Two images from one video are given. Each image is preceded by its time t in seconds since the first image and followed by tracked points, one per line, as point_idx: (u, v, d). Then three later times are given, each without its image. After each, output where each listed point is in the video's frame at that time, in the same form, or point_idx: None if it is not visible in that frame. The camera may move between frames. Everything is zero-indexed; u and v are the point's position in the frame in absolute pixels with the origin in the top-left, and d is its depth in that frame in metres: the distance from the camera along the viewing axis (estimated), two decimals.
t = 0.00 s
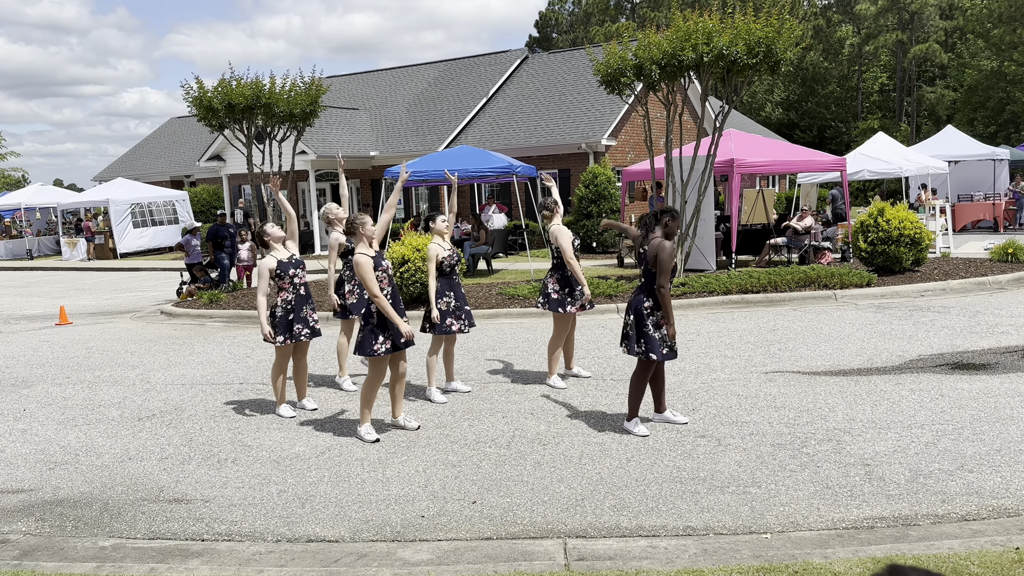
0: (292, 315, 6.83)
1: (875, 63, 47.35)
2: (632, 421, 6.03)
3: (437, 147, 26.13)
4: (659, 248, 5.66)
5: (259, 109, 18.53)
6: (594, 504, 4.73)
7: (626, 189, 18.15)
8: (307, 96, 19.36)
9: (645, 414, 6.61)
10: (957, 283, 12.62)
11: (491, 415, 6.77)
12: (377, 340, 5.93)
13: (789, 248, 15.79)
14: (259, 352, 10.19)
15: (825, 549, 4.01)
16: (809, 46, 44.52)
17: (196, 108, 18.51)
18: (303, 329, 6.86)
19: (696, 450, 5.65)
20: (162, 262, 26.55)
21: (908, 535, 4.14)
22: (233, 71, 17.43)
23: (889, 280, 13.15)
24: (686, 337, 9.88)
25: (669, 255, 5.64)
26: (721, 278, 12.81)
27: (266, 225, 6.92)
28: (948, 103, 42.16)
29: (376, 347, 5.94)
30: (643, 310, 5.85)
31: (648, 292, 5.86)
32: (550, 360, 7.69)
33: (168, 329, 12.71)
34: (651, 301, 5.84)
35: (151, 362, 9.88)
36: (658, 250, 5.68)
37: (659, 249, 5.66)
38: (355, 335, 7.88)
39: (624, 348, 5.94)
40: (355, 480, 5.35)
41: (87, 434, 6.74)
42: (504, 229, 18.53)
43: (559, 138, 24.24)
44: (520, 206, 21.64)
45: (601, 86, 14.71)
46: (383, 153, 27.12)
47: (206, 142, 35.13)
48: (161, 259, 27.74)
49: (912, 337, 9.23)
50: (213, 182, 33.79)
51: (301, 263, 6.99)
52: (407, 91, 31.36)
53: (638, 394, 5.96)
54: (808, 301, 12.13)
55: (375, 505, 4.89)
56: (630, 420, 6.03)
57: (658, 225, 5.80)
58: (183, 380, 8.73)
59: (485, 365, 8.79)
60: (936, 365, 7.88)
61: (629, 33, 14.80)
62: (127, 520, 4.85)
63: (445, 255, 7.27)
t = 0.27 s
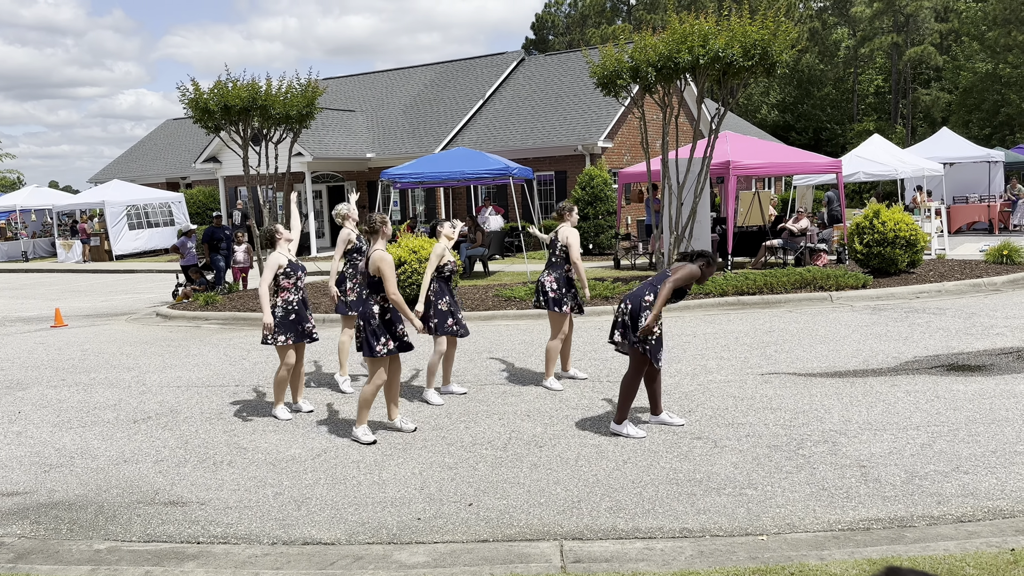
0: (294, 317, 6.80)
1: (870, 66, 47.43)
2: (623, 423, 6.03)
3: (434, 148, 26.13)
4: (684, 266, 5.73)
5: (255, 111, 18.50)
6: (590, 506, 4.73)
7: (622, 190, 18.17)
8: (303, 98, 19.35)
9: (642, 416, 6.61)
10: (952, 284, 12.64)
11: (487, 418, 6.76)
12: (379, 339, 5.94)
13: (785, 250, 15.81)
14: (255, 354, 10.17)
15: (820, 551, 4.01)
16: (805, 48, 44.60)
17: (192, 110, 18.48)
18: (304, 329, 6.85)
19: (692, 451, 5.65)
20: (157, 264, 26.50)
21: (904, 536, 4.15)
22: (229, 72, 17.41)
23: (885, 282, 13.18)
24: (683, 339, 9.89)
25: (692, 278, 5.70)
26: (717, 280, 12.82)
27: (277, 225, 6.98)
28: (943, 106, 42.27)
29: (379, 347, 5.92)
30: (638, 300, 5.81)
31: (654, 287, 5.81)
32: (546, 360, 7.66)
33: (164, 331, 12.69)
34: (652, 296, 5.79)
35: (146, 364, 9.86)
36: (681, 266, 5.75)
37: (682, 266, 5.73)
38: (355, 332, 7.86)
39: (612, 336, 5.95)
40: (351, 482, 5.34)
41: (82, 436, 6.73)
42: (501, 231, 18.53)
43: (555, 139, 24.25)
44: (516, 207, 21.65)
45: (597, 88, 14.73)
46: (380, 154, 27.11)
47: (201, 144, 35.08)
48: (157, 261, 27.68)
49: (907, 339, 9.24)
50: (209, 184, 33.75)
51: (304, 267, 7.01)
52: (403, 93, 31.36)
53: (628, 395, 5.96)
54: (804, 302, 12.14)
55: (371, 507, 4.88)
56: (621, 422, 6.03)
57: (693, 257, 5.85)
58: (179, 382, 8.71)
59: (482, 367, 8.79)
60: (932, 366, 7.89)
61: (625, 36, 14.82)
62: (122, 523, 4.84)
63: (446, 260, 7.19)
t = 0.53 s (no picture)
0: (270, 329, 6.79)
1: (865, 69, 47.55)
2: (619, 425, 6.01)
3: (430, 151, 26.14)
4: (689, 293, 5.58)
5: (251, 113, 18.49)
6: (586, 509, 4.74)
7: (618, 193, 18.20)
8: (298, 100, 19.33)
9: (638, 418, 6.61)
10: (947, 286, 12.68)
11: (483, 421, 6.76)
12: (352, 342, 6.04)
13: (780, 253, 15.82)
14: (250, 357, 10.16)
15: (816, 554, 4.01)
16: (800, 51, 44.73)
17: (187, 113, 18.45)
18: (275, 345, 6.78)
19: (688, 454, 5.66)
20: (153, 267, 26.46)
21: (899, 539, 4.16)
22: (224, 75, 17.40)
23: (880, 284, 13.21)
24: (678, 342, 9.90)
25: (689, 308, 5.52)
26: (712, 283, 12.84)
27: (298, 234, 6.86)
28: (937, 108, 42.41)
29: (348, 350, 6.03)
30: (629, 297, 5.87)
31: (650, 292, 5.77)
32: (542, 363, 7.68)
33: (159, 334, 12.66)
34: (644, 298, 5.78)
35: (141, 367, 9.84)
36: (686, 292, 5.61)
37: (685, 291, 5.61)
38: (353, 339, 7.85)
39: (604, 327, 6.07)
40: (347, 485, 5.34)
41: (77, 440, 6.71)
42: (496, 234, 18.54)
43: (551, 142, 24.27)
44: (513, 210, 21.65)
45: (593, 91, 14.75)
46: (376, 157, 27.10)
47: (197, 147, 35.06)
48: (152, 264, 27.63)
49: (902, 341, 9.27)
50: (205, 187, 33.71)
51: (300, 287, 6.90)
52: (399, 96, 31.37)
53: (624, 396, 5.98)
54: (800, 305, 12.17)
55: (366, 511, 4.87)
56: (615, 423, 6.01)
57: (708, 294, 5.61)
58: (174, 385, 8.69)
59: (477, 369, 8.79)
60: (926, 368, 7.91)
61: (620, 39, 14.84)
62: (117, 527, 4.82)
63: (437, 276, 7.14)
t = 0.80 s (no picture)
0: (247, 340, 6.80)
1: (862, 72, 47.63)
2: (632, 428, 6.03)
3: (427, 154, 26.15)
4: (666, 300, 5.52)
5: (248, 117, 18.49)
6: (583, 512, 4.74)
7: (616, 197, 18.21)
8: (295, 104, 19.32)
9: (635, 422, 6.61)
10: (943, 289, 12.70)
11: (480, 424, 6.77)
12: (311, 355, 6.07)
13: (777, 256, 15.84)
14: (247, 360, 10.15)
15: (813, 557, 4.02)
16: (797, 55, 44.83)
17: (184, 116, 18.46)
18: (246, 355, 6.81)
19: (685, 457, 5.66)
20: (150, 270, 26.44)
21: (896, 542, 4.16)
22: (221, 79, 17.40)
23: (876, 287, 13.23)
24: (676, 345, 9.91)
25: (659, 319, 5.44)
26: (709, 285, 12.84)
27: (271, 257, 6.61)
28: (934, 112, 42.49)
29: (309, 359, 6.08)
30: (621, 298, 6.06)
31: (637, 295, 5.82)
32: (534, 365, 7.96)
33: (156, 337, 12.65)
34: (630, 301, 5.85)
35: (138, 371, 9.83)
36: (666, 300, 5.55)
37: (666, 296, 5.56)
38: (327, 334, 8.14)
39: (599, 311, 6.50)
40: (344, 489, 5.33)
41: (73, 444, 6.70)
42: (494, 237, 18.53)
43: (548, 145, 24.30)
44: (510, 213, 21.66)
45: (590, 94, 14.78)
46: (373, 160, 27.10)
47: (194, 150, 35.04)
48: (149, 268, 27.60)
49: (899, 344, 9.27)
50: (202, 190, 33.68)
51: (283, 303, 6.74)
52: (396, 99, 31.38)
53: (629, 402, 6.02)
54: (797, 308, 12.18)
55: (363, 515, 4.86)
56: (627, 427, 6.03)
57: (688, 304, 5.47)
58: (170, 389, 8.67)
59: (475, 373, 8.79)
60: (923, 371, 7.91)
61: (617, 42, 14.87)
62: (113, 531, 4.81)
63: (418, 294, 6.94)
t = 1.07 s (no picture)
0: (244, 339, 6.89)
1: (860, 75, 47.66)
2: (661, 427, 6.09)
3: (426, 157, 26.15)
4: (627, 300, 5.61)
5: (247, 120, 18.50)
6: (583, 516, 4.73)
7: (615, 199, 18.22)
8: (295, 107, 19.33)
9: (635, 424, 6.61)
10: (943, 292, 12.71)
11: (480, 427, 6.76)
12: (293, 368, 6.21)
13: (777, 258, 15.84)
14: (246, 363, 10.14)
15: (812, 560, 4.02)
16: (796, 57, 44.88)
17: (183, 119, 18.47)
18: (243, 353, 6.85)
19: (685, 460, 5.65)
20: (149, 273, 26.44)
21: (896, 544, 4.16)
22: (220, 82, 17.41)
23: (876, 290, 13.24)
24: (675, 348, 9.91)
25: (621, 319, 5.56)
26: (709, 288, 12.84)
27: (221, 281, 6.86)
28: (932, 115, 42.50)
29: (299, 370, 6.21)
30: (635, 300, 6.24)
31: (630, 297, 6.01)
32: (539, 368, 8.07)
33: (156, 340, 12.65)
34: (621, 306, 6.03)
35: (137, 374, 9.81)
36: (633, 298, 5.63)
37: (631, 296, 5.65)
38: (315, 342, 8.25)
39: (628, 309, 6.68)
40: (343, 492, 5.32)
41: (72, 447, 6.69)
42: (493, 240, 18.52)
43: (547, 148, 24.31)
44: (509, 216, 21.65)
45: (589, 98, 14.79)
46: (372, 163, 27.10)
47: (193, 153, 35.04)
48: (148, 271, 27.59)
49: (898, 347, 9.28)
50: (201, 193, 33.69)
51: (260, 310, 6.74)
52: (396, 102, 31.40)
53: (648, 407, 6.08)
54: (796, 311, 12.18)
55: (363, 518, 4.86)
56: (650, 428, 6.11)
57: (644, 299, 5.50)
58: (170, 392, 8.67)
59: (474, 376, 8.79)
60: (923, 374, 7.92)
61: (616, 45, 14.87)
62: (113, 534, 4.80)
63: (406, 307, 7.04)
